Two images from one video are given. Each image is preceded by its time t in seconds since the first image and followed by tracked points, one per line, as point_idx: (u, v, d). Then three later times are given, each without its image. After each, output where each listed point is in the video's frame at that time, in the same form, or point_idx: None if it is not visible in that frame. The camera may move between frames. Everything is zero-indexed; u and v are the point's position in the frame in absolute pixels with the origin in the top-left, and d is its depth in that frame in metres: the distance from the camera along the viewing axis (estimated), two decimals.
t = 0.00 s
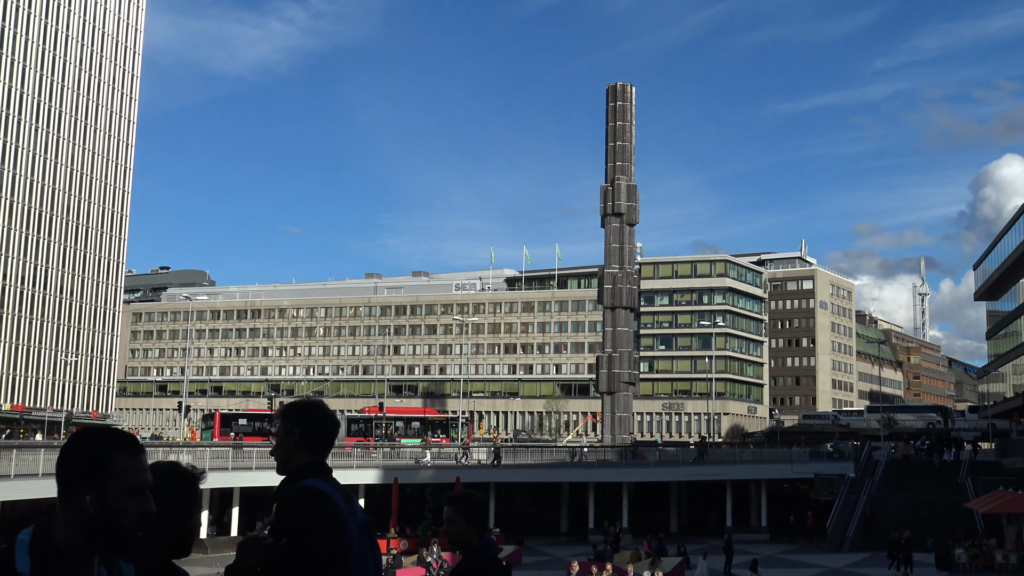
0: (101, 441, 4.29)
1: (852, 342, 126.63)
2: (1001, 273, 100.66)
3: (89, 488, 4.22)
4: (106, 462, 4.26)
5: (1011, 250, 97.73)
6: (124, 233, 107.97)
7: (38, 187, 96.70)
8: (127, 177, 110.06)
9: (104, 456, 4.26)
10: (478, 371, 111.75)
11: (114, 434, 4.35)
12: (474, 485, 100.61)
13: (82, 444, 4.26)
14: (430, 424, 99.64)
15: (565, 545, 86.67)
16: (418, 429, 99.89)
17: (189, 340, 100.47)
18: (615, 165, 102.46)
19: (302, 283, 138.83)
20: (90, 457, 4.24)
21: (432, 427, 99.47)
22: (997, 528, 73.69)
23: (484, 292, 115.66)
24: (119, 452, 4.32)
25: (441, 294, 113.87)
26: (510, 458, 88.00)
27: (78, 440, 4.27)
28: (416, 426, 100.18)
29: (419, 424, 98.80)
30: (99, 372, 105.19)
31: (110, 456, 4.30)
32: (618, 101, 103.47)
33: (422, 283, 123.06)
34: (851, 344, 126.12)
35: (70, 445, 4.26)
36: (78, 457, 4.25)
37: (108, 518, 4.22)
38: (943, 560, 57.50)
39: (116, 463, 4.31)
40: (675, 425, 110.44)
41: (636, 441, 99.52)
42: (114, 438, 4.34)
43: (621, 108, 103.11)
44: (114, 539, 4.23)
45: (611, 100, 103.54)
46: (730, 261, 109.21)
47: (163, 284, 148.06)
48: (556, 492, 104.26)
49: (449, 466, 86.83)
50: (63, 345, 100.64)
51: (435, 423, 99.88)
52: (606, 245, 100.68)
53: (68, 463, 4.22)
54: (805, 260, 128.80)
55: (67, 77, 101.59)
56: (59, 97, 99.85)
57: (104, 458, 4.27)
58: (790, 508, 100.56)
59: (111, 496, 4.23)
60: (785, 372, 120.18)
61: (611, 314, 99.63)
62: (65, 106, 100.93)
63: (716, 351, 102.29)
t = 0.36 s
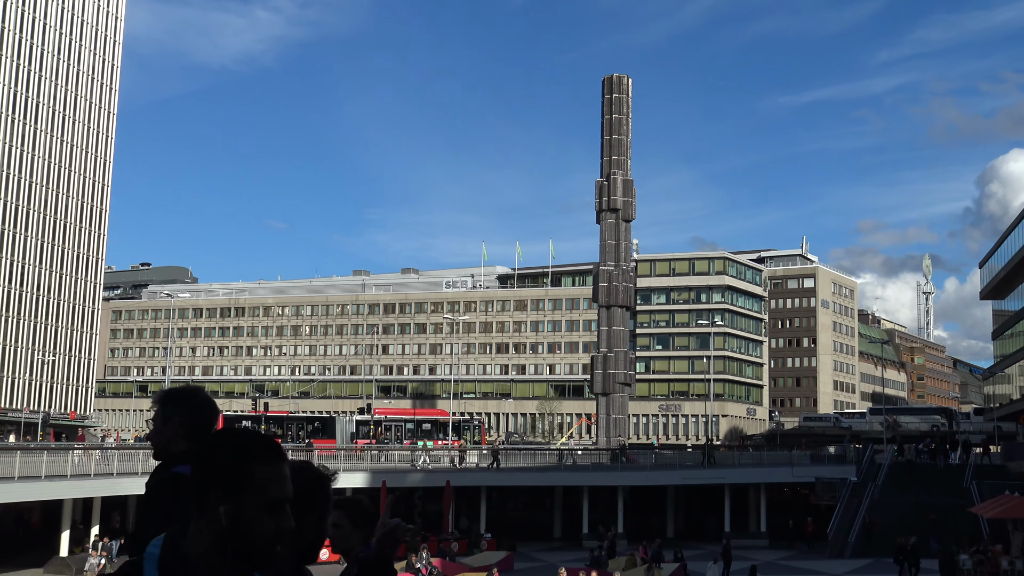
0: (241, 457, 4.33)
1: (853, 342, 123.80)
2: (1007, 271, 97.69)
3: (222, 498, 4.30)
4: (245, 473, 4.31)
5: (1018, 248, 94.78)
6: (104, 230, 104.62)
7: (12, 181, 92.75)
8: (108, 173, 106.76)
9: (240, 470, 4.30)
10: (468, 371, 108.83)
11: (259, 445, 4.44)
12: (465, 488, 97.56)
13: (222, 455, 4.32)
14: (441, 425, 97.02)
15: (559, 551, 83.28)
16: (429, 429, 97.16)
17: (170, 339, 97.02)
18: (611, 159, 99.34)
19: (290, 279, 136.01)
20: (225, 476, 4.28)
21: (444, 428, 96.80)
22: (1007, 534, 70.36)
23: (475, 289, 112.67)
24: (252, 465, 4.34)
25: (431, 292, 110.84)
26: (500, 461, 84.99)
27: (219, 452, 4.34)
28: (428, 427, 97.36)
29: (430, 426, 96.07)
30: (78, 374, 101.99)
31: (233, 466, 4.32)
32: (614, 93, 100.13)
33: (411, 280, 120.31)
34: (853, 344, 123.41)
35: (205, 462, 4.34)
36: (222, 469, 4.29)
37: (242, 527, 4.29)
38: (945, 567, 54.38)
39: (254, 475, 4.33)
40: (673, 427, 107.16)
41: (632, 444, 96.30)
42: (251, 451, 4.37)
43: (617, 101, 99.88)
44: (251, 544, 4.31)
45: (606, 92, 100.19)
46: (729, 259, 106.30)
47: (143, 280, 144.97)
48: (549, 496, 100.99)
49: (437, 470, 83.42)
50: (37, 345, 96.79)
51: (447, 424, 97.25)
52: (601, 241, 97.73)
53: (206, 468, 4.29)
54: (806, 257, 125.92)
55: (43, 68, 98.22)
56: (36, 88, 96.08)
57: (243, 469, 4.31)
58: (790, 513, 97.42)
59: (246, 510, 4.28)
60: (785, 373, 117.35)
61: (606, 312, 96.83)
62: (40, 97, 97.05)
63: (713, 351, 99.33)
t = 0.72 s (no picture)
0: (420, 459, 3.47)
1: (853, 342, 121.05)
2: (1011, 269, 94.94)
3: (386, 507, 3.43)
4: (419, 481, 3.45)
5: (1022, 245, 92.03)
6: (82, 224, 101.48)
7: None
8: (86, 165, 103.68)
9: (414, 475, 3.44)
10: (457, 372, 106.40)
11: (443, 450, 3.58)
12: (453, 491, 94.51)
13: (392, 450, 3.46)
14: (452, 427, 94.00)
15: (552, 556, 80.49)
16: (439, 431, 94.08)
17: (150, 336, 93.83)
18: (604, 153, 96.48)
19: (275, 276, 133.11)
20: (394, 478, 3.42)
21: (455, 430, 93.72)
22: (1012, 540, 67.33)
23: (464, 287, 109.88)
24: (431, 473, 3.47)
25: (418, 289, 108.18)
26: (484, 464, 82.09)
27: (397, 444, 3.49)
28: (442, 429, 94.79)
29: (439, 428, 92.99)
30: (55, 372, 98.81)
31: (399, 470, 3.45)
32: (608, 85, 97.17)
33: (400, 277, 117.51)
34: (853, 345, 120.69)
35: (371, 457, 3.48)
36: (387, 472, 3.42)
37: (405, 554, 3.38)
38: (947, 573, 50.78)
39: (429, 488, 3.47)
40: (668, 430, 104.35)
41: (625, 447, 93.47)
42: (433, 456, 3.51)
43: (611, 93, 96.94)
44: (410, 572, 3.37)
45: (599, 84, 97.19)
46: (726, 256, 103.57)
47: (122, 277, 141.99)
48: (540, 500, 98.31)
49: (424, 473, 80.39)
50: (11, 342, 93.37)
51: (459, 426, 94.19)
52: (594, 238, 94.94)
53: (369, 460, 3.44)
54: (805, 255, 123.23)
55: (18, 55, 95.28)
56: (9, 77, 93.00)
57: (417, 475, 3.45)
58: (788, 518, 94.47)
59: (413, 529, 3.38)
60: (783, 373, 114.49)
61: (599, 311, 94.10)
62: (13, 87, 93.78)
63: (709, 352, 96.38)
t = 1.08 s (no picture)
0: (657, 484, 3.44)
1: (856, 344, 118.44)
2: (1018, 269, 92.05)
3: (617, 537, 3.42)
4: (660, 511, 3.44)
5: None
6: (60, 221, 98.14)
7: None
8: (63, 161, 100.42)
9: (651, 502, 3.43)
10: (447, 375, 104.35)
11: (675, 482, 3.51)
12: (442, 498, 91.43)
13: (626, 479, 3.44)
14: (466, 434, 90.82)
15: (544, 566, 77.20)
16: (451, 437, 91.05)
17: (129, 338, 90.66)
18: (599, 149, 93.47)
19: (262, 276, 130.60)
20: (636, 506, 3.42)
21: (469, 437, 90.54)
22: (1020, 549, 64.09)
23: (455, 287, 107.65)
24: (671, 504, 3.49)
25: (409, 290, 105.85)
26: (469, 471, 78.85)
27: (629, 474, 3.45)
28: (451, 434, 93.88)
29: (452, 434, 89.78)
30: (32, 375, 95.64)
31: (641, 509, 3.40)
32: (603, 79, 94.14)
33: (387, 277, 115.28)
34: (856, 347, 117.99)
35: (604, 478, 3.48)
36: (623, 500, 3.42)
37: None
38: None
39: (668, 518, 3.47)
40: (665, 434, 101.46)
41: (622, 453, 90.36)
42: (668, 482, 3.46)
43: (606, 87, 93.98)
44: None
45: (594, 78, 94.30)
46: (725, 255, 100.80)
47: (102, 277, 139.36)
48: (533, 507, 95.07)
49: (413, 480, 77.00)
50: None
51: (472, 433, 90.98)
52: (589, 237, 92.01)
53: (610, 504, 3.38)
54: (805, 255, 120.54)
55: None
56: None
57: (649, 503, 3.43)
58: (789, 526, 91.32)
59: (648, 559, 3.37)
60: (784, 376, 111.77)
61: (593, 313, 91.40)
62: None
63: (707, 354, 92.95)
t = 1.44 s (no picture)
0: (922, 499, 4.03)
1: (859, 352, 115.96)
2: None
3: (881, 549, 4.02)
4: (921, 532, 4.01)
5: None
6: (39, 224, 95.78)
7: None
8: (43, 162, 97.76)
9: (923, 524, 4.00)
10: (437, 383, 104.10)
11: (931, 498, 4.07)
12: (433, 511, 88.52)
13: (896, 497, 4.02)
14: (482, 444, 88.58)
15: None
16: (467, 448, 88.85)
17: (110, 344, 88.08)
18: (595, 151, 90.86)
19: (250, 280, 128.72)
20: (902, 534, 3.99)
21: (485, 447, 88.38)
22: None
23: (444, 293, 107.46)
24: (936, 524, 4.04)
25: (398, 296, 105.79)
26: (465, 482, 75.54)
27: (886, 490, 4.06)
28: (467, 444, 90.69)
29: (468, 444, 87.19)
30: (11, 381, 93.22)
31: (922, 518, 4.04)
32: (599, 79, 91.49)
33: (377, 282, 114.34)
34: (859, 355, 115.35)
35: (868, 494, 4.07)
36: (895, 511, 4.01)
37: None
38: None
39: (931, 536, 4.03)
40: (663, 445, 98.89)
41: (619, 464, 87.73)
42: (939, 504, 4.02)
43: (603, 87, 91.38)
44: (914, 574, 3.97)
45: (590, 78, 91.63)
46: (725, 261, 98.18)
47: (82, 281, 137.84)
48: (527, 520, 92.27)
49: (405, 491, 74.02)
50: None
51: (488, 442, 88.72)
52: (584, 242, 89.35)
53: (893, 510, 4.02)
54: (808, 260, 117.98)
55: None
56: None
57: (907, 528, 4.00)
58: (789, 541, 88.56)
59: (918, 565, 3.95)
60: (785, 385, 109.14)
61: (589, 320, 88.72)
62: None
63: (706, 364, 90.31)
